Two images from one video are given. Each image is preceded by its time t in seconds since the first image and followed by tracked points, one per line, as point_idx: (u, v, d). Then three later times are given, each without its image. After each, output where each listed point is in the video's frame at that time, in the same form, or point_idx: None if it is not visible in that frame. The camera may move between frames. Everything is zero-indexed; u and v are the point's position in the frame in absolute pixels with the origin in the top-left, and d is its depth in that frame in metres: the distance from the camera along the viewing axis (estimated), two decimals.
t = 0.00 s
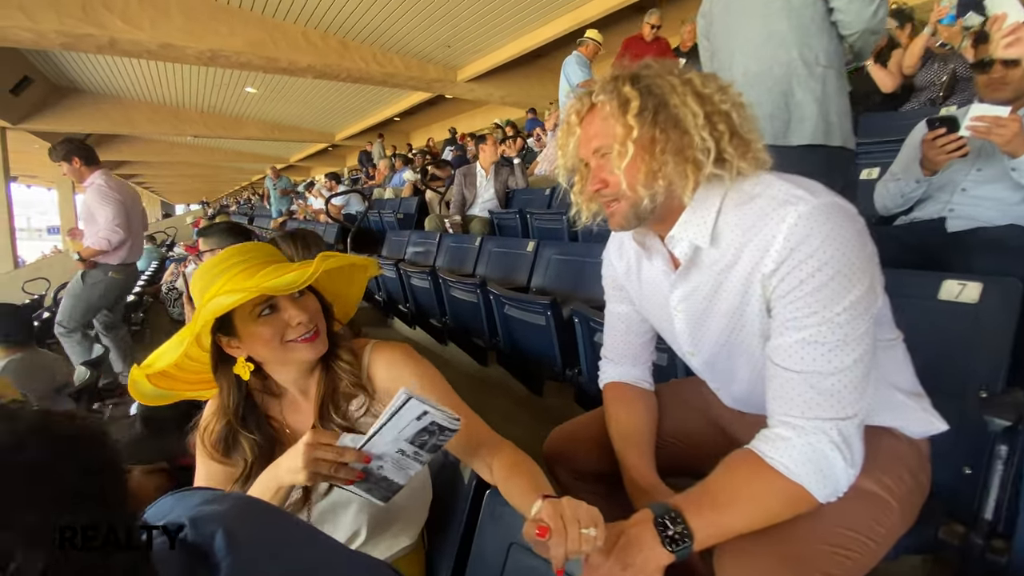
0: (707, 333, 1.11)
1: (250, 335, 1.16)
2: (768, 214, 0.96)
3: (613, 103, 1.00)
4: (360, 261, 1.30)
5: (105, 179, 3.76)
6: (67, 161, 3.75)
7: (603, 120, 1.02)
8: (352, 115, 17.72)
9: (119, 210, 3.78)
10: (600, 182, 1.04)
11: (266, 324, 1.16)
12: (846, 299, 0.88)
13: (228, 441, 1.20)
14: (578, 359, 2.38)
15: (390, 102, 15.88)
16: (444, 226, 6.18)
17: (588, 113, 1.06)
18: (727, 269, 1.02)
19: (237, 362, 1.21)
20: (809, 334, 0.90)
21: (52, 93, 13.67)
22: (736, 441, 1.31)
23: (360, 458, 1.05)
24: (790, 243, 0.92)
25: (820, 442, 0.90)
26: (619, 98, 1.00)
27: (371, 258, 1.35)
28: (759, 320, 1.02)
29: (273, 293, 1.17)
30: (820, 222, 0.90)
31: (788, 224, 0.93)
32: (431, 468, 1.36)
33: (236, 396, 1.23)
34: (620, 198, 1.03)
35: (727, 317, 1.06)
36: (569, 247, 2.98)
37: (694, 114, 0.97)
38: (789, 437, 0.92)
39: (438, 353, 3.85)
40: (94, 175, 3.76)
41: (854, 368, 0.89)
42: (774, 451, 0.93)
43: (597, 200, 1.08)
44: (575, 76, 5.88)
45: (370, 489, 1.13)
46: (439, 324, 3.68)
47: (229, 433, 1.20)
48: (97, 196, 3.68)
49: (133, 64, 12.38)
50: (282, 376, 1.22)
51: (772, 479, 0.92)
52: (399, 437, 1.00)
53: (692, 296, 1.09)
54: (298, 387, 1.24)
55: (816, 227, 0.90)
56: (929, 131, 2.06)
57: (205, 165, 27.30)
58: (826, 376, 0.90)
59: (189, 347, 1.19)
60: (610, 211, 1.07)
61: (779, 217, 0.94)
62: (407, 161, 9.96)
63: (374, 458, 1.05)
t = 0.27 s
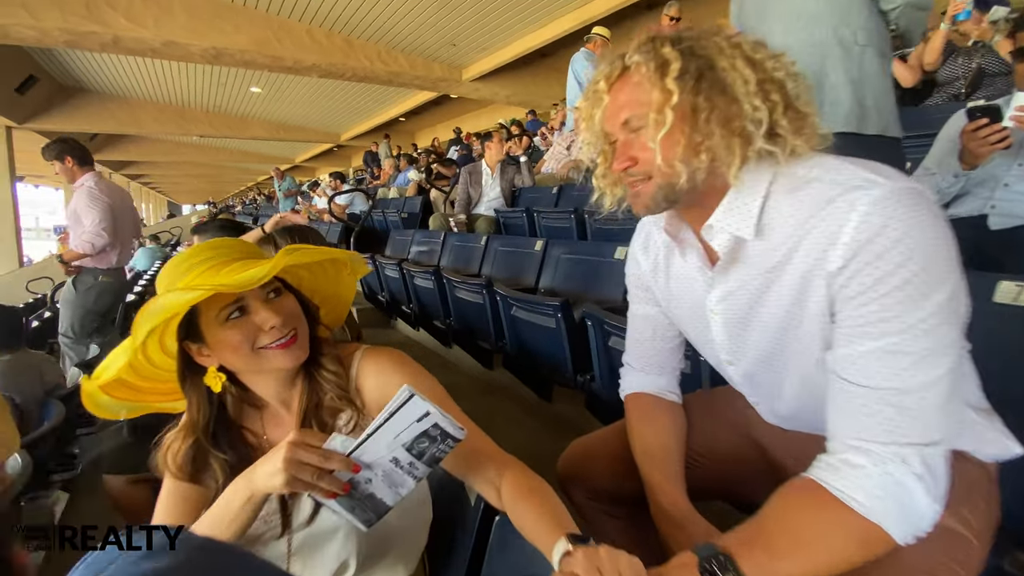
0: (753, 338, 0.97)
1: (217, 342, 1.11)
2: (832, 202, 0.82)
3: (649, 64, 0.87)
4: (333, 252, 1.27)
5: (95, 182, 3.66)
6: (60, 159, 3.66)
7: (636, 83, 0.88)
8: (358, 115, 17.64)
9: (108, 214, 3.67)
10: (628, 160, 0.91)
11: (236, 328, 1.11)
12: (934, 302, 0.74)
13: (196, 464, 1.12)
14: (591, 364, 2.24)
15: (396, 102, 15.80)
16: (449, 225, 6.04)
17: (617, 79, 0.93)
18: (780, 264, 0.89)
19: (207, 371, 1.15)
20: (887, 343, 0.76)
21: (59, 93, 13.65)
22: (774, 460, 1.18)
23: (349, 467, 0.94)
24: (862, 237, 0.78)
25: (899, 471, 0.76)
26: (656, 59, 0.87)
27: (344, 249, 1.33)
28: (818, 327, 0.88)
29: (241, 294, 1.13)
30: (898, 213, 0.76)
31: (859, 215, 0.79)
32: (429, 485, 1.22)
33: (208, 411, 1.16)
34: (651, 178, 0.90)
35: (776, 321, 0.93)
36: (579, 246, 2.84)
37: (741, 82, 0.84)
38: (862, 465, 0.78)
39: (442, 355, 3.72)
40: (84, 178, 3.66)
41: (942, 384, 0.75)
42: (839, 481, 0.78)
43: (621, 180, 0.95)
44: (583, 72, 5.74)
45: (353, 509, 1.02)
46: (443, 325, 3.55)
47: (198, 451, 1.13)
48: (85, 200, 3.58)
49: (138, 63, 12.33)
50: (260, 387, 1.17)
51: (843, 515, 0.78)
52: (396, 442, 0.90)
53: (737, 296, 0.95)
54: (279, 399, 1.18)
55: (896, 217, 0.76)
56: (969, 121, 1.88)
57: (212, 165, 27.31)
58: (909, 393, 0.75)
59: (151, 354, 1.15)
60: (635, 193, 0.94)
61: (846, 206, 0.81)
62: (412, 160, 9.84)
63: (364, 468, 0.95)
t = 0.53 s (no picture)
0: (813, 346, 0.88)
1: (180, 353, 1.00)
2: (917, 186, 0.72)
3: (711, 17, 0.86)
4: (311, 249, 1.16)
5: (69, 193, 3.57)
6: (45, 162, 3.64)
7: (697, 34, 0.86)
8: (361, 116, 17.54)
9: (80, 225, 3.55)
10: (671, 122, 0.89)
11: (199, 338, 0.99)
12: None
13: (154, 496, 1.06)
14: (602, 375, 2.09)
15: (400, 104, 15.70)
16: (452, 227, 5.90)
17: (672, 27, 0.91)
18: (847, 260, 0.80)
19: (171, 387, 1.04)
20: (996, 358, 0.64)
21: (62, 93, 13.60)
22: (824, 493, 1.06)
23: (323, 498, 0.80)
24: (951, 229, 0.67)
25: (999, 517, 0.63)
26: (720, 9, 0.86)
27: (325, 247, 1.21)
28: (892, 334, 0.78)
29: (205, 298, 1.01)
30: (998, 197, 0.65)
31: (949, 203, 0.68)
32: (423, 512, 1.08)
33: (167, 433, 1.07)
34: (699, 142, 0.88)
35: (841, 325, 0.83)
36: (587, 247, 2.70)
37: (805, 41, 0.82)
38: (961, 512, 0.65)
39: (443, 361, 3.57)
40: (61, 188, 3.58)
41: None
42: (933, 536, 0.66)
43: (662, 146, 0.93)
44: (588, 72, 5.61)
45: (337, 543, 0.88)
46: (444, 329, 3.40)
47: (157, 477, 1.06)
48: (57, 211, 3.47)
49: (141, 63, 12.24)
50: (232, 406, 1.07)
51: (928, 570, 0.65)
52: (377, 465, 0.77)
53: (798, 295, 0.87)
54: (253, 420, 1.09)
55: (1013, 208, 0.64)
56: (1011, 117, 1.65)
57: (215, 166, 27.22)
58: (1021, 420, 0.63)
59: (99, 369, 1.05)
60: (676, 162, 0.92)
61: (933, 191, 0.70)
62: (415, 161, 9.71)
63: (343, 498, 0.81)
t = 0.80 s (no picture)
0: (876, 361, 0.85)
1: (136, 365, 0.88)
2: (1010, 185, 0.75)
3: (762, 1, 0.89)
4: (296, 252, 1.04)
5: (38, 196, 3.43)
6: (16, 165, 3.53)
7: (753, 17, 0.90)
8: (361, 121, 17.46)
9: (47, 231, 3.43)
10: (721, 109, 0.92)
11: (160, 348, 0.88)
12: None
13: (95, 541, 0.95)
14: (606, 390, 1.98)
15: (401, 108, 15.62)
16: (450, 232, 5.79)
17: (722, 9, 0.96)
18: (926, 262, 0.81)
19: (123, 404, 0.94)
20: None
21: (62, 94, 13.51)
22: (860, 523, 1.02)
23: (289, 543, 0.69)
24: None
25: None
26: None
27: (311, 250, 1.09)
28: (981, 346, 0.77)
29: (170, 303, 0.89)
30: None
31: None
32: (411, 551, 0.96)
33: (119, 456, 0.98)
34: (755, 132, 0.90)
35: (913, 334, 0.82)
36: (590, 253, 2.59)
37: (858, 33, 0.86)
38: None
39: (440, 369, 3.45)
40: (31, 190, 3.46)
41: None
42: None
43: (709, 134, 0.95)
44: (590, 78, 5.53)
45: None
46: (441, 337, 3.28)
47: (103, 509, 0.97)
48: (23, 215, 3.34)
49: (141, 64, 12.14)
50: (193, 427, 0.97)
51: None
52: (353, 504, 0.65)
53: (866, 302, 0.85)
54: (217, 444, 0.99)
55: None
56: None
57: (214, 170, 27.09)
58: None
59: (40, 381, 0.95)
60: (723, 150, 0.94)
61: None
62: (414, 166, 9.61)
63: (314, 541, 0.69)
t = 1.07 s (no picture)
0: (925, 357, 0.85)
1: (113, 376, 0.84)
2: None
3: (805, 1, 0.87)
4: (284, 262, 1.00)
5: (18, 200, 3.40)
6: None
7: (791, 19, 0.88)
8: (359, 125, 17.45)
9: (26, 235, 3.38)
10: (759, 115, 0.90)
11: (140, 361, 0.84)
12: None
13: (77, 542, 0.93)
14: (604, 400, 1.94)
15: (401, 113, 15.62)
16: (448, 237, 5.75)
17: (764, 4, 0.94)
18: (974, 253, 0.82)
19: (99, 417, 0.91)
20: None
21: (61, 96, 13.48)
22: (874, 541, 0.99)
23: (268, 567, 0.66)
24: None
25: None
26: None
27: (300, 261, 1.05)
28: None
29: (152, 313, 0.85)
30: None
31: None
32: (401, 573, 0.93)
33: (96, 470, 0.95)
34: (792, 139, 0.89)
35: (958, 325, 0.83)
36: (589, 261, 2.56)
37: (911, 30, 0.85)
38: None
39: (437, 376, 3.40)
40: (11, 195, 3.43)
41: None
42: None
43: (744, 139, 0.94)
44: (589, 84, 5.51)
45: None
46: (437, 343, 3.24)
47: (78, 518, 0.95)
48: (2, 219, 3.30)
49: (141, 67, 12.12)
50: (173, 442, 0.93)
51: None
52: (335, 525, 0.61)
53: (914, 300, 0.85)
54: (198, 460, 0.95)
55: None
56: None
57: (212, 173, 27.04)
58: None
59: (13, 394, 0.93)
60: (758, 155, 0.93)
61: None
62: (413, 171, 9.59)
63: (294, 565, 0.66)
